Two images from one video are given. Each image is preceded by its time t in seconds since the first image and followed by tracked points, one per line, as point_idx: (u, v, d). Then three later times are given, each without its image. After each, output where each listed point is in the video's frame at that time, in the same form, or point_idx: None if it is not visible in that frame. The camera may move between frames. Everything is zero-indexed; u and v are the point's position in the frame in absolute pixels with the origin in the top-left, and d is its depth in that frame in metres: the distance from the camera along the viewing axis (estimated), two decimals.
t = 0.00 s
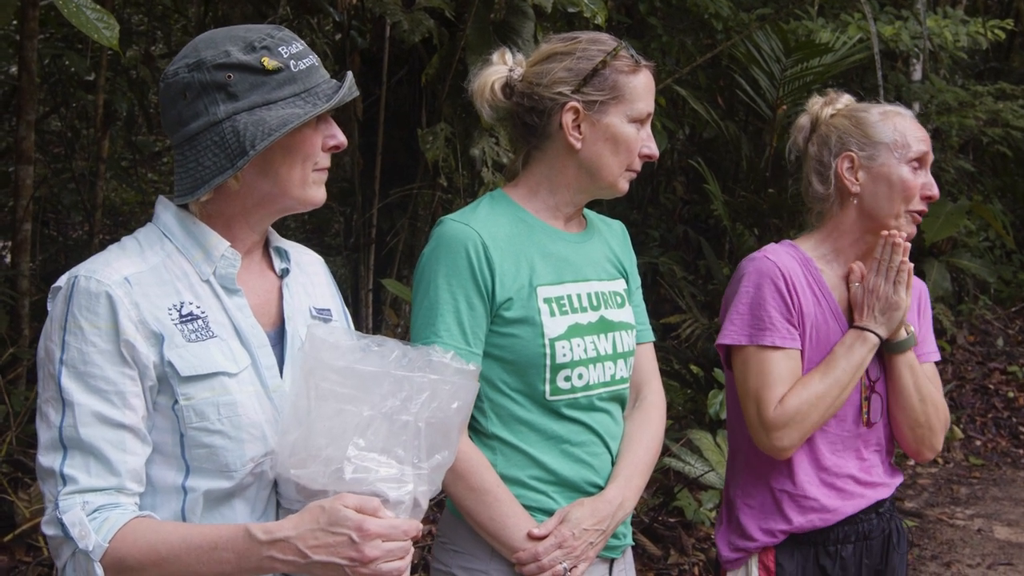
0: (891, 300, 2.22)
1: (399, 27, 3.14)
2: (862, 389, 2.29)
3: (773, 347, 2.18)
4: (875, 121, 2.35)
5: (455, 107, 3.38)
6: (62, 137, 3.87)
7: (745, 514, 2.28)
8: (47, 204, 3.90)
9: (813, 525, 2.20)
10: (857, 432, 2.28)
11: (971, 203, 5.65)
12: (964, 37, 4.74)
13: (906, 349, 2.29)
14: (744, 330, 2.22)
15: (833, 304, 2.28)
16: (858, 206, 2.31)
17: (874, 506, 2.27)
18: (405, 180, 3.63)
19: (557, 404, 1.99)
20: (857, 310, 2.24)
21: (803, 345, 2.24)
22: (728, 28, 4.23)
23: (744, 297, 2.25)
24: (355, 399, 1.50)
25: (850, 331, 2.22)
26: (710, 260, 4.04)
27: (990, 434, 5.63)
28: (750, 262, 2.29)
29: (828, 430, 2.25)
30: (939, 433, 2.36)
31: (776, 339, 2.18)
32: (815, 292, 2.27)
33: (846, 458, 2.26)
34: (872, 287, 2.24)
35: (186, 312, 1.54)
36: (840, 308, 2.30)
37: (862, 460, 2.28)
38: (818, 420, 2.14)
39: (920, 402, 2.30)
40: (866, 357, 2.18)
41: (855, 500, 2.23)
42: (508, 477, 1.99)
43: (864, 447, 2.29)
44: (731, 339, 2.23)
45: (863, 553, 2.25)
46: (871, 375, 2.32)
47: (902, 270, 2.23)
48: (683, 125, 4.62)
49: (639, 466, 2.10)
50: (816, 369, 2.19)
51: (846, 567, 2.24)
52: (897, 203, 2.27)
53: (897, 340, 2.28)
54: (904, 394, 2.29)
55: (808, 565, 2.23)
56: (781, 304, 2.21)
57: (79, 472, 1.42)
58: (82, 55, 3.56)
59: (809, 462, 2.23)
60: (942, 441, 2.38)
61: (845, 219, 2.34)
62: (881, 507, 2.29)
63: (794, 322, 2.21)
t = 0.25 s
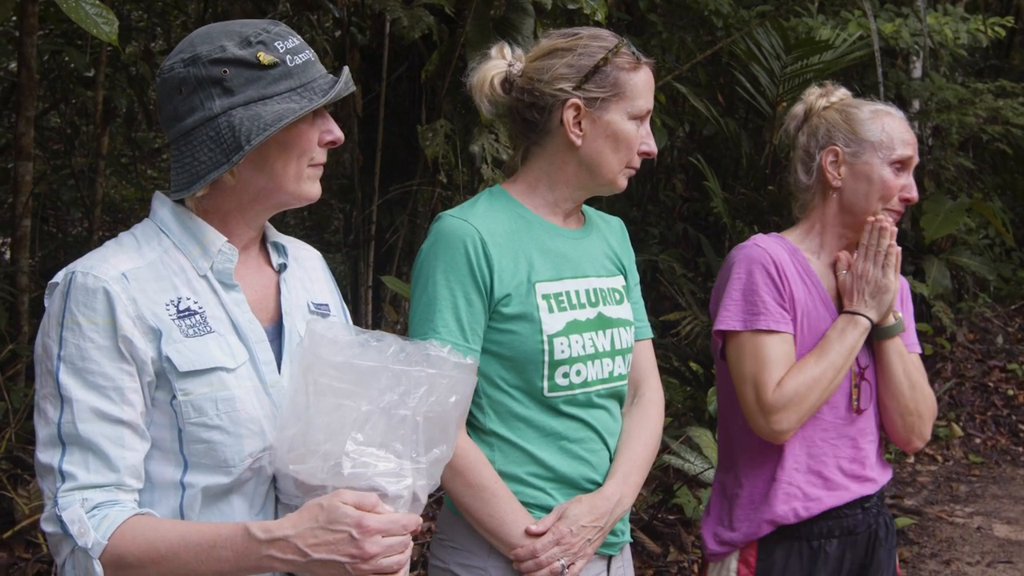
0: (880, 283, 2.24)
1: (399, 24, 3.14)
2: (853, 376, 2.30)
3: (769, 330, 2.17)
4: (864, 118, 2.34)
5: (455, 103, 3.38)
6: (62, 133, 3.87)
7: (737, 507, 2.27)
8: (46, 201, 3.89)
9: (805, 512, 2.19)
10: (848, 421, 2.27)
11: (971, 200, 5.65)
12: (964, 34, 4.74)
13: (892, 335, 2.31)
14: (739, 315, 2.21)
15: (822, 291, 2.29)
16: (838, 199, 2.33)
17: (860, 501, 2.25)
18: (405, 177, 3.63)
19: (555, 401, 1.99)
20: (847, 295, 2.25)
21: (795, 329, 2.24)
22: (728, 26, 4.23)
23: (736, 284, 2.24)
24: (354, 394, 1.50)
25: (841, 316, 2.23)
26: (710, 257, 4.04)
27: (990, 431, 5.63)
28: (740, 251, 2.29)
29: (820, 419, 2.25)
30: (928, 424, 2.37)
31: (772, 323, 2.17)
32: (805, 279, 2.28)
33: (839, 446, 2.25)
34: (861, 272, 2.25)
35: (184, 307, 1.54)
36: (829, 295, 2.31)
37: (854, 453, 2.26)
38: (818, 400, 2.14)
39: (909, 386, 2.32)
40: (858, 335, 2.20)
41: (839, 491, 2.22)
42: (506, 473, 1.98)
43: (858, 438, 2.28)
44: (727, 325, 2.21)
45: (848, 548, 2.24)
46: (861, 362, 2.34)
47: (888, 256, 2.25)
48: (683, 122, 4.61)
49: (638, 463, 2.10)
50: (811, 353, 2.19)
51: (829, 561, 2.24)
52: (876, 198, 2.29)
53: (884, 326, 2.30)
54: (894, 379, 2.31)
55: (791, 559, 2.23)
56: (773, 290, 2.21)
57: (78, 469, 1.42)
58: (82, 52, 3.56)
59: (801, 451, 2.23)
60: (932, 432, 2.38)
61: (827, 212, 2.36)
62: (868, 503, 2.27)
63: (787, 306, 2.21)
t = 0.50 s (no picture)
0: (840, 287, 2.23)
1: (396, 23, 3.14)
2: (816, 374, 2.31)
3: (726, 337, 2.24)
4: (826, 114, 2.35)
5: (452, 103, 3.38)
6: (59, 133, 3.86)
7: (699, 490, 2.33)
8: (43, 201, 3.89)
9: (758, 505, 2.24)
10: (814, 417, 2.30)
11: (968, 202, 5.65)
12: (961, 35, 4.74)
13: (856, 333, 2.30)
14: (697, 321, 2.28)
15: (785, 291, 2.32)
16: (802, 197, 2.35)
17: (825, 486, 2.29)
18: (402, 177, 3.63)
19: (551, 400, 1.99)
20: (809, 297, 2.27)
21: (755, 333, 2.29)
22: (725, 26, 4.21)
23: (696, 290, 2.30)
24: (349, 388, 1.51)
25: (801, 318, 2.24)
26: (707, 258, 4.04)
27: (987, 432, 5.64)
28: (702, 255, 2.34)
29: (783, 415, 2.27)
30: (899, 412, 2.36)
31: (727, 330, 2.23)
32: (767, 280, 2.31)
33: (804, 441, 2.28)
34: (822, 275, 2.26)
35: (179, 305, 1.53)
36: (793, 295, 2.33)
37: (820, 445, 2.30)
38: (773, 405, 2.18)
39: (874, 382, 2.30)
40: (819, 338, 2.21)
41: (806, 484, 2.26)
42: (501, 474, 1.98)
43: (824, 431, 2.30)
44: (686, 331, 2.29)
45: (813, 530, 2.28)
46: (825, 360, 2.33)
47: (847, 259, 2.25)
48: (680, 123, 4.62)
49: (634, 462, 2.10)
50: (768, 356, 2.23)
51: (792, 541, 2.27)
52: (836, 198, 2.30)
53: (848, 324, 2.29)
54: (859, 375, 2.30)
55: (754, 541, 2.27)
56: (731, 296, 2.26)
57: (74, 465, 1.42)
58: (79, 51, 3.55)
59: (765, 445, 2.26)
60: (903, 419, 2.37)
61: (792, 209, 2.37)
62: (833, 488, 2.30)
63: (744, 311, 2.26)
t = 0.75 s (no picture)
0: (825, 295, 2.27)
1: (397, 23, 3.14)
2: (802, 372, 2.37)
3: (715, 350, 2.26)
4: (805, 117, 2.39)
5: (453, 102, 3.39)
6: (60, 134, 3.86)
7: (693, 480, 2.38)
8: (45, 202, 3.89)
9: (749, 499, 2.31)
10: (798, 412, 2.36)
11: (969, 198, 5.65)
12: (962, 32, 4.74)
13: (841, 333, 2.34)
14: (686, 333, 2.29)
15: (770, 299, 2.35)
16: (782, 201, 2.39)
17: (815, 471, 2.37)
18: (403, 176, 3.63)
19: (551, 398, 1.99)
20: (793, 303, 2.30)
21: (743, 341, 2.33)
22: (726, 24, 4.22)
23: (684, 302, 2.31)
24: (359, 395, 1.51)
25: (788, 325, 2.28)
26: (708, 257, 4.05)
27: (989, 429, 5.63)
28: (688, 265, 2.35)
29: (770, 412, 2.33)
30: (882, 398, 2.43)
31: (717, 343, 2.25)
32: (752, 289, 2.34)
33: (791, 434, 2.35)
34: (807, 282, 2.29)
35: (177, 304, 1.53)
36: (779, 300, 2.36)
37: (805, 435, 2.37)
38: (761, 413, 2.23)
39: (857, 378, 2.36)
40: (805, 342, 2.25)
41: (794, 472, 2.33)
42: (502, 472, 1.98)
43: (807, 422, 2.37)
44: (675, 343, 2.30)
45: (807, 513, 2.35)
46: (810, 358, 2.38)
47: (834, 268, 2.28)
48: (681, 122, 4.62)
49: (634, 459, 2.10)
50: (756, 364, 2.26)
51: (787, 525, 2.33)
52: (816, 205, 2.35)
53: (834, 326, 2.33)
54: (844, 372, 2.36)
55: (753, 525, 2.32)
56: (719, 307, 2.28)
57: (75, 465, 1.42)
58: (80, 52, 3.55)
59: (757, 443, 2.31)
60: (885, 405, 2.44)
61: (773, 213, 2.41)
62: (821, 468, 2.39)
63: (732, 321, 2.29)
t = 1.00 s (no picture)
0: (830, 289, 2.26)
1: (401, 22, 3.14)
2: (808, 366, 2.37)
3: (716, 338, 2.28)
4: (799, 112, 2.39)
5: (457, 101, 3.39)
6: (65, 134, 3.87)
7: (702, 474, 2.39)
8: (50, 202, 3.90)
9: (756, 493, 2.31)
10: (806, 407, 2.35)
11: (974, 196, 5.64)
12: (967, 29, 4.73)
13: (847, 328, 2.34)
14: (690, 322, 2.31)
15: (776, 290, 2.35)
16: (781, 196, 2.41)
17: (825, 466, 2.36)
18: (407, 176, 3.63)
19: (554, 394, 1.99)
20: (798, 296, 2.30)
21: (748, 332, 2.33)
22: (730, 22, 4.21)
23: (689, 291, 2.33)
24: (368, 403, 1.51)
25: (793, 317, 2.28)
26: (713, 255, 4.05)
27: (994, 427, 5.63)
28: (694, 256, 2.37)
29: (776, 407, 2.33)
30: (891, 396, 2.41)
31: (718, 332, 2.27)
32: (757, 280, 2.34)
33: (799, 430, 2.35)
34: (812, 275, 2.29)
35: (175, 304, 1.53)
36: (786, 293, 2.36)
37: (813, 432, 2.37)
38: (762, 403, 2.23)
39: (866, 374, 2.35)
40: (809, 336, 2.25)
41: (802, 468, 2.32)
42: (504, 469, 1.99)
43: (816, 418, 2.37)
44: (679, 333, 2.32)
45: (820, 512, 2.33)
46: (816, 353, 2.38)
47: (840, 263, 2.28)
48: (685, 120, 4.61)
49: (637, 456, 2.10)
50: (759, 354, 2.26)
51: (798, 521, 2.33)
52: (810, 198, 2.34)
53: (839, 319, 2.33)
54: (851, 368, 2.35)
55: (762, 521, 2.32)
56: (722, 297, 2.30)
57: (80, 465, 1.43)
58: (84, 52, 3.56)
59: (765, 434, 2.32)
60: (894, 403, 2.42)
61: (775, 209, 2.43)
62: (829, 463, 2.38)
63: (735, 312, 2.30)
